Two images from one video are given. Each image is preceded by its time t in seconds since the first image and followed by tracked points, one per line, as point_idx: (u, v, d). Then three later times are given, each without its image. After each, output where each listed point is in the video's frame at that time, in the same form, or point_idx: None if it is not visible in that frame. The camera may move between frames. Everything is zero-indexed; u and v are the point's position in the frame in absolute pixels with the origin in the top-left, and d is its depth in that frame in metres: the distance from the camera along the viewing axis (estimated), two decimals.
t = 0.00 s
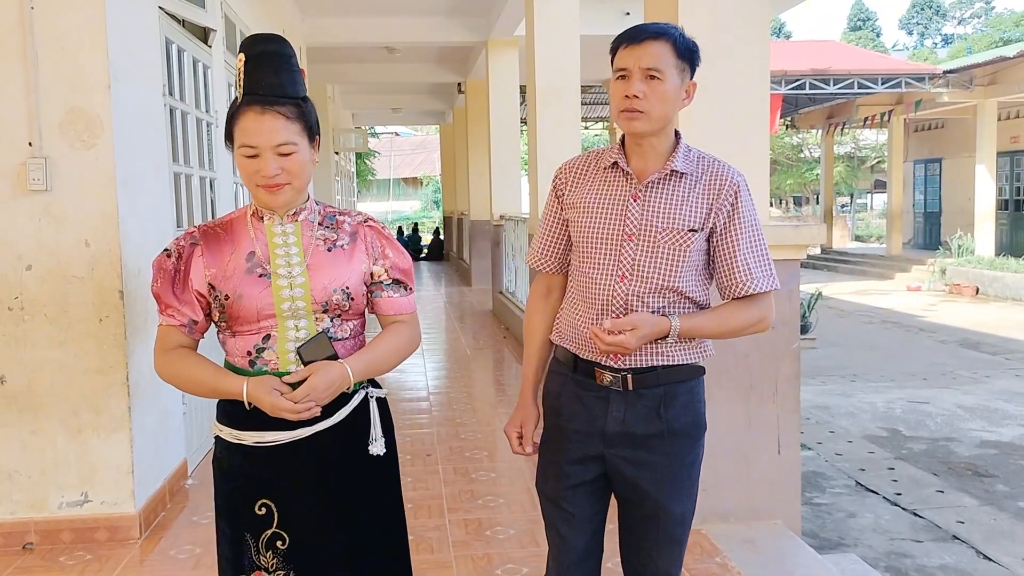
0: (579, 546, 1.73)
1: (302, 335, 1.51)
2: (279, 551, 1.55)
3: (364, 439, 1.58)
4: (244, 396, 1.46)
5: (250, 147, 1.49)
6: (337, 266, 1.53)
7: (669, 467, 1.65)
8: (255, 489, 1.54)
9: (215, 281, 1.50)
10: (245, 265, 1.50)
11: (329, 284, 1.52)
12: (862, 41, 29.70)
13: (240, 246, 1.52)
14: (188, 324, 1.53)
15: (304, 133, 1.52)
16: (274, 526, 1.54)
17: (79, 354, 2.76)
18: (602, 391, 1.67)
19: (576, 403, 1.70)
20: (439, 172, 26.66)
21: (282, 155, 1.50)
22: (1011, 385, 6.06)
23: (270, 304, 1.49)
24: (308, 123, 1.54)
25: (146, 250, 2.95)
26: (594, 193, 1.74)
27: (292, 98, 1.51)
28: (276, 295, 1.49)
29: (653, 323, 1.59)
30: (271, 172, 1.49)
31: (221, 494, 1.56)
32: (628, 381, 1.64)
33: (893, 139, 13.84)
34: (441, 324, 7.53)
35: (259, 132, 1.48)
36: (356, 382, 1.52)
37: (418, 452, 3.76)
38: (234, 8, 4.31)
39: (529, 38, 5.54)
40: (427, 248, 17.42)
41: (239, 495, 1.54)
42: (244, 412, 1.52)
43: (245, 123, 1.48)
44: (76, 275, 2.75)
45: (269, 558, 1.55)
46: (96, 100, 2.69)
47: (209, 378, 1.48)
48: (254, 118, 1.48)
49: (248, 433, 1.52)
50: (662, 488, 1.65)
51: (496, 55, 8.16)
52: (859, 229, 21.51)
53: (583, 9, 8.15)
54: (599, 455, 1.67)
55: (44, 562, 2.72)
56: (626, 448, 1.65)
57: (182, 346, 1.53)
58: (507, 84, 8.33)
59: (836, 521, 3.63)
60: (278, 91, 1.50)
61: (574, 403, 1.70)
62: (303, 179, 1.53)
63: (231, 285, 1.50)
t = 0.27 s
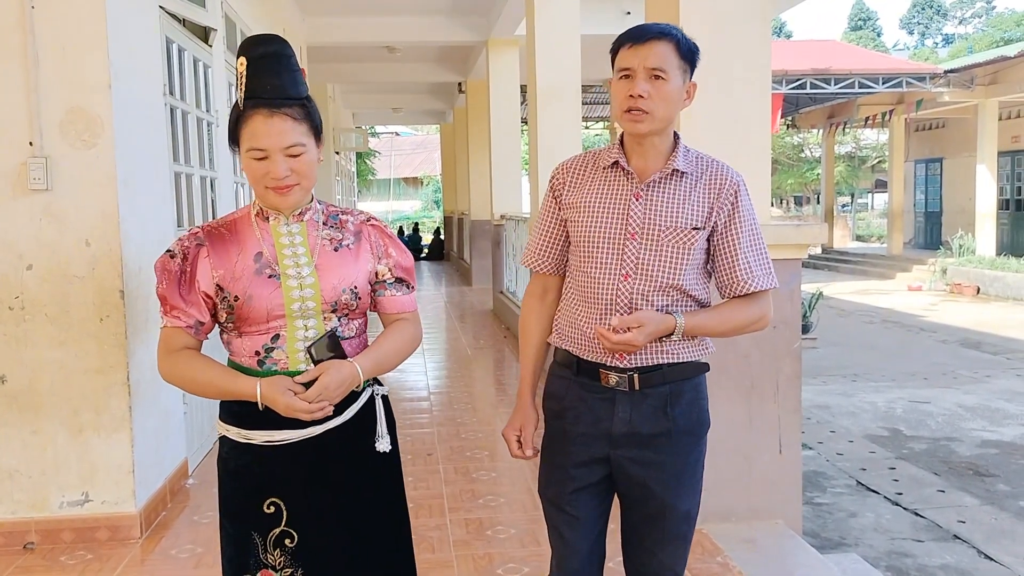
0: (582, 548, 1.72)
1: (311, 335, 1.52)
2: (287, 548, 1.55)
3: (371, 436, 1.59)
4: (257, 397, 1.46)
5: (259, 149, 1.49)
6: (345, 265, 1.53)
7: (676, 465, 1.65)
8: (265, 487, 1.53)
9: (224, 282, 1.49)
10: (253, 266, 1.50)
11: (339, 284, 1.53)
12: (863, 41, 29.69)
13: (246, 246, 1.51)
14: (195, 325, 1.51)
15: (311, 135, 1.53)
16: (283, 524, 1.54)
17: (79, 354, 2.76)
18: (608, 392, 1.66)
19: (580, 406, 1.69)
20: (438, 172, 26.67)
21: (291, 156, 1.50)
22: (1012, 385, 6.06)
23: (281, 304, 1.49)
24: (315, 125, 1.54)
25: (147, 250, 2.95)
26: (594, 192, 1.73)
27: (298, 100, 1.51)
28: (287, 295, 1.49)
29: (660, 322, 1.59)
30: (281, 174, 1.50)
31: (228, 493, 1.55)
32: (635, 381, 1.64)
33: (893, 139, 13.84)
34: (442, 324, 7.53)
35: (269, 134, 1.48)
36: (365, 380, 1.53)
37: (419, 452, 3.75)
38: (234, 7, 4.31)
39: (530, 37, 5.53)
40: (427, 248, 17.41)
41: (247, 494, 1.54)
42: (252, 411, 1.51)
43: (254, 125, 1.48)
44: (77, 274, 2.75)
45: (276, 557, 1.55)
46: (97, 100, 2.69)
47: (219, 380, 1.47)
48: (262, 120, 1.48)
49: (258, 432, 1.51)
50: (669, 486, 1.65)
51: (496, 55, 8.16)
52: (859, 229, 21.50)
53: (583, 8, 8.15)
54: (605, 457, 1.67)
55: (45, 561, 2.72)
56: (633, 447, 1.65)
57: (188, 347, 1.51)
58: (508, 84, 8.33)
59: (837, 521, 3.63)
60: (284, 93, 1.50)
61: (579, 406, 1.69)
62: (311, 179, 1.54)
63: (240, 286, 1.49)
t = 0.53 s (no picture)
0: (589, 552, 1.71)
1: (319, 334, 1.53)
2: (299, 549, 1.55)
3: (377, 434, 1.61)
4: (268, 397, 1.46)
5: (269, 150, 1.50)
6: (351, 265, 1.55)
7: (684, 462, 1.66)
8: (274, 488, 1.54)
9: (232, 282, 1.49)
10: (262, 266, 1.50)
11: (347, 283, 1.54)
12: (863, 42, 29.70)
13: (253, 247, 1.51)
14: (201, 326, 1.49)
15: (319, 137, 1.55)
16: (294, 524, 1.55)
17: (80, 355, 2.77)
18: (618, 395, 1.65)
19: (590, 409, 1.68)
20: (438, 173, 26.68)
21: (300, 158, 1.52)
22: (1012, 386, 6.06)
23: (291, 304, 1.50)
24: (321, 127, 1.57)
25: (147, 252, 2.96)
26: (596, 195, 1.71)
27: (304, 102, 1.54)
28: (297, 294, 1.50)
29: (672, 323, 1.59)
30: (290, 174, 1.51)
31: (236, 496, 1.55)
32: (646, 381, 1.64)
33: (893, 140, 13.85)
34: (442, 325, 7.53)
35: (279, 134, 1.50)
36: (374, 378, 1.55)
37: (419, 453, 3.76)
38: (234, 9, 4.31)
39: (530, 38, 5.54)
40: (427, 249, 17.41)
41: (258, 496, 1.54)
42: (261, 411, 1.51)
43: (264, 126, 1.50)
44: (78, 276, 2.75)
45: (287, 558, 1.55)
46: (97, 102, 2.69)
47: (231, 379, 1.46)
48: (271, 121, 1.50)
49: (267, 433, 1.52)
50: (677, 483, 1.66)
51: (496, 56, 8.17)
52: (859, 230, 21.50)
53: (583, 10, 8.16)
54: (615, 458, 1.67)
55: (45, 562, 2.73)
56: (643, 447, 1.65)
57: (193, 349, 1.49)
58: (507, 85, 8.34)
59: (836, 521, 3.63)
60: (292, 95, 1.52)
61: (590, 410, 1.67)
62: (318, 180, 1.56)
63: (251, 286, 1.49)
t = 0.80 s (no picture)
0: (592, 551, 1.71)
1: (327, 331, 1.55)
2: (311, 547, 1.56)
3: (382, 430, 1.64)
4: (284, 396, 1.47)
5: (276, 149, 1.51)
6: (354, 262, 1.59)
7: (687, 460, 1.67)
8: (286, 488, 1.54)
9: (240, 282, 1.48)
10: (270, 265, 1.50)
11: (353, 280, 1.58)
12: (863, 44, 29.72)
13: (259, 247, 1.51)
14: (207, 327, 1.47)
15: (322, 136, 1.57)
16: (306, 523, 1.55)
17: (80, 356, 2.77)
18: (623, 394, 1.65)
19: (594, 409, 1.67)
20: (439, 174, 26.69)
21: (306, 157, 1.53)
22: (1013, 387, 6.05)
23: (300, 302, 1.51)
24: (323, 127, 1.59)
25: (147, 253, 2.96)
26: (597, 197, 1.71)
27: (306, 103, 1.55)
28: (307, 292, 1.51)
29: (678, 323, 1.60)
30: (297, 173, 1.52)
31: (247, 498, 1.54)
32: (650, 381, 1.64)
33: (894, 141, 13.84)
34: (441, 326, 7.53)
35: (285, 133, 1.51)
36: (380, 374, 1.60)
37: (419, 453, 3.76)
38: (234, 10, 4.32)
39: (529, 39, 5.54)
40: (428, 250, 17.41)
41: (269, 495, 1.54)
42: (270, 410, 1.52)
43: (271, 125, 1.51)
44: (78, 276, 2.75)
45: (300, 556, 1.56)
46: (98, 103, 2.70)
47: (247, 379, 1.46)
48: (276, 121, 1.51)
49: (278, 434, 1.52)
50: (680, 481, 1.66)
51: (496, 57, 8.17)
52: (860, 231, 21.50)
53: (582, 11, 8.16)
54: (620, 458, 1.66)
55: (46, 563, 2.73)
56: (648, 446, 1.65)
57: (199, 350, 1.47)
58: (507, 86, 8.34)
59: (836, 522, 3.63)
60: (295, 96, 1.53)
61: (595, 410, 1.67)
62: (321, 180, 1.58)
63: (261, 285, 1.49)
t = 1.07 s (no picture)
0: (590, 549, 1.70)
1: (333, 331, 1.57)
2: (321, 547, 1.56)
3: (384, 427, 1.67)
4: (296, 394, 1.46)
5: (278, 149, 1.51)
6: (356, 261, 1.60)
7: (686, 461, 1.66)
8: (295, 489, 1.54)
9: (247, 283, 1.47)
10: (275, 266, 1.50)
11: (356, 279, 1.59)
12: (863, 44, 29.74)
13: (262, 248, 1.51)
14: (213, 330, 1.45)
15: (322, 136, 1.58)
16: (316, 522, 1.56)
17: (78, 357, 2.76)
18: (621, 394, 1.65)
19: (593, 408, 1.67)
20: (439, 174, 26.69)
21: (308, 156, 1.54)
22: (1012, 387, 6.06)
23: (307, 302, 1.52)
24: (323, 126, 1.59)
25: (146, 253, 2.95)
26: (596, 197, 1.71)
27: (305, 102, 1.56)
28: (313, 292, 1.52)
29: (676, 323, 1.60)
30: (300, 172, 1.52)
31: (254, 501, 1.54)
32: (647, 380, 1.64)
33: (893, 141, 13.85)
34: (441, 327, 7.53)
35: (289, 134, 1.51)
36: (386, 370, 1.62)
37: (419, 454, 3.75)
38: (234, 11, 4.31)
39: (530, 40, 5.54)
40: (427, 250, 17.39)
41: (279, 497, 1.54)
42: (277, 410, 1.51)
43: (273, 125, 1.51)
44: (76, 277, 2.75)
45: (310, 556, 1.56)
46: (96, 103, 2.69)
47: (260, 379, 1.45)
48: (278, 122, 1.51)
49: (286, 434, 1.52)
50: (680, 481, 1.66)
51: (496, 57, 8.16)
52: (859, 231, 21.51)
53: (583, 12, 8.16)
54: (617, 457, 1.66)
55: (45, 564, 2.72)
56: (646, 446, 1.65)
57: (205, 354, 1.45)
58: (508, 87, 8.33)
59: (836, 522, 3.63)
60: (295, 95, 1.54)
61: (594, 409, 1.67)
62: (323, 179, 1.58)
63: (268, 286, 1.49)
